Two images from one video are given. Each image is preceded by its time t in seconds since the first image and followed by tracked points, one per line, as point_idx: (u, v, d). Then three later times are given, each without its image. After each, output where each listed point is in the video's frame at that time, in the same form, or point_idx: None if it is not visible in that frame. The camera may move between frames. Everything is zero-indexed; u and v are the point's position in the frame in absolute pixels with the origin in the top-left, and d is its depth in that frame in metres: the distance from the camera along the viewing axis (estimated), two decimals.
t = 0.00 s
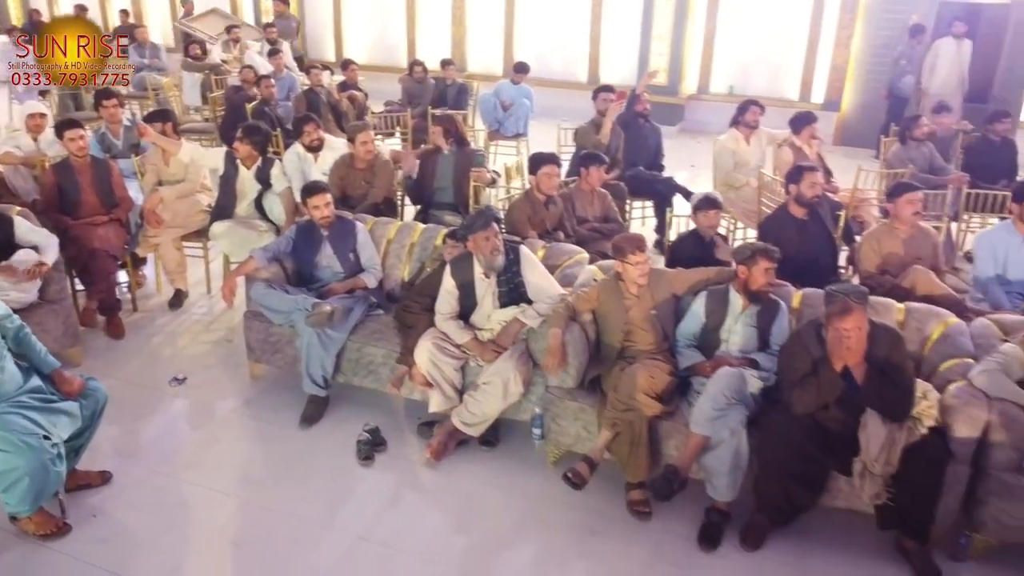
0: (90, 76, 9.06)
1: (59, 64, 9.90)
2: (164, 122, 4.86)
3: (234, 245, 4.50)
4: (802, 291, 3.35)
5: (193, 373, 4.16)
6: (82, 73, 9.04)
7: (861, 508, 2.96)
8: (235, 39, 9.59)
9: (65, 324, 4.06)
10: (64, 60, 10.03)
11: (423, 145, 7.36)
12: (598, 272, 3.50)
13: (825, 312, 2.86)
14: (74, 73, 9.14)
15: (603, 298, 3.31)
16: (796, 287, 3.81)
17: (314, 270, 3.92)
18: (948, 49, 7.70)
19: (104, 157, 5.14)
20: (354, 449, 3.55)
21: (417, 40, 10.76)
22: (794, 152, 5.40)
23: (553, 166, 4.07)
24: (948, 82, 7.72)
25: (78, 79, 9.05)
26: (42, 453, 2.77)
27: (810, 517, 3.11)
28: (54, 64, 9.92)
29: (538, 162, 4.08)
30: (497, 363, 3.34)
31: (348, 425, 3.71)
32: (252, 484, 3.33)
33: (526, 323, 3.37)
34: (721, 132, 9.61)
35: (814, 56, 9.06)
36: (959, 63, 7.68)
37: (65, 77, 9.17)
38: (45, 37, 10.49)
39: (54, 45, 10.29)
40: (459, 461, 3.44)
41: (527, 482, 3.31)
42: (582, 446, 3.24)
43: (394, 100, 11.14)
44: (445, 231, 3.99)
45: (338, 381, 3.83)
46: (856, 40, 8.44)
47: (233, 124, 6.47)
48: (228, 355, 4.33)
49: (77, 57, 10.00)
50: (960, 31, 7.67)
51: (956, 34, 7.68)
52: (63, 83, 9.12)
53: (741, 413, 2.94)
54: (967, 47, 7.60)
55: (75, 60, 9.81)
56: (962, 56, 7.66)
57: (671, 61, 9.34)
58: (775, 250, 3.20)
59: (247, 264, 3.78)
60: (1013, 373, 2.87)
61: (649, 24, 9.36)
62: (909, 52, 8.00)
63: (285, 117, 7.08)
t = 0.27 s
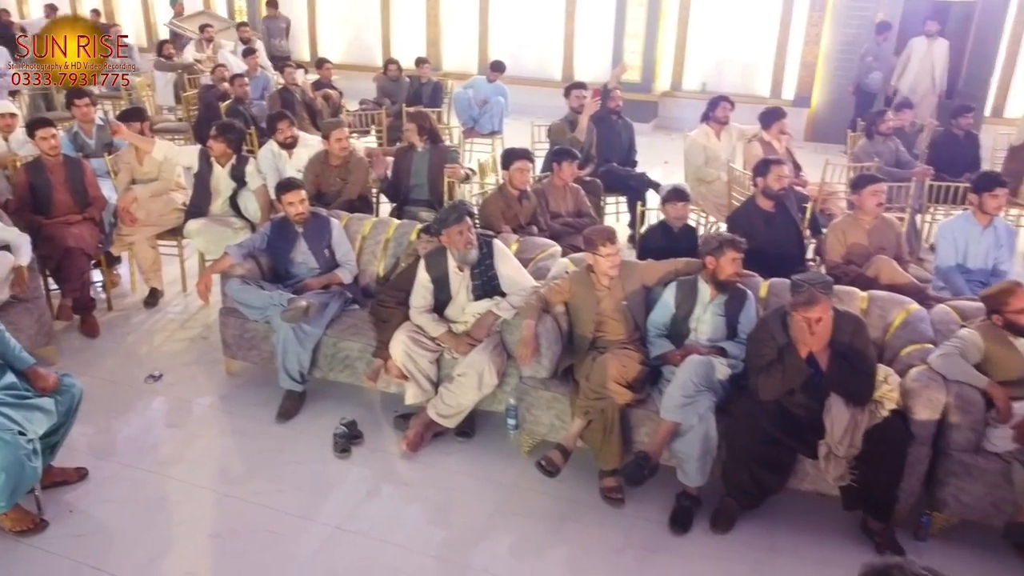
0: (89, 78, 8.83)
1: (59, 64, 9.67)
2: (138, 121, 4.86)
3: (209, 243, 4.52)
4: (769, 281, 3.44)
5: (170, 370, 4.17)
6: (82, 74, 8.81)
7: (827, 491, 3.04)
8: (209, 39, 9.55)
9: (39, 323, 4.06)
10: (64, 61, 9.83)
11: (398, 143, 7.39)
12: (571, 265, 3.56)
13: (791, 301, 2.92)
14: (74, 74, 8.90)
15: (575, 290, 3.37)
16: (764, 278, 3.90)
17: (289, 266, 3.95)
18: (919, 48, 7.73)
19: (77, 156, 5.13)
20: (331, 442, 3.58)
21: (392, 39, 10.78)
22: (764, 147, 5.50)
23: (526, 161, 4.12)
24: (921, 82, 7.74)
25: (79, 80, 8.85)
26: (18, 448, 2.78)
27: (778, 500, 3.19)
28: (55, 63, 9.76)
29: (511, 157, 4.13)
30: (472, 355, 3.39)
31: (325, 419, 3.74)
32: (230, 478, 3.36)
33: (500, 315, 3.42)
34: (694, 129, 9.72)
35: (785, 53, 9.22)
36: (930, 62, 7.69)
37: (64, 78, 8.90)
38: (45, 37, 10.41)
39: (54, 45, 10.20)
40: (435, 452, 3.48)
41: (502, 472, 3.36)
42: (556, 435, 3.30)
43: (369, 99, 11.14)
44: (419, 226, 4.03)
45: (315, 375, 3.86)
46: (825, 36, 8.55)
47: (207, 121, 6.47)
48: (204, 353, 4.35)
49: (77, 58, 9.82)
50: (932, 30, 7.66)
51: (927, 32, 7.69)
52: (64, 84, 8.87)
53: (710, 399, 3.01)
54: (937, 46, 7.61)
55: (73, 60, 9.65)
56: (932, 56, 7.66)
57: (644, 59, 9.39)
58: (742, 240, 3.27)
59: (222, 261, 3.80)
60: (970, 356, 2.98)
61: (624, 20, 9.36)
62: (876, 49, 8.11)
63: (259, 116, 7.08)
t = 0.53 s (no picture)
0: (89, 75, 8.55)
1: (60, 64, 9.56)
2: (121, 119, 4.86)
3: (192, 241, 4.53)
4: (747, 274, 3.49)
5: (154, 368, 4.19)
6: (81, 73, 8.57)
7: (803, 479, 3.10)
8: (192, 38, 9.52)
9: (22, 321, 4.06)
10: (65, 61, 9.73)
11: (382, 142, 7.41)
12: (552, 260, 3.59)
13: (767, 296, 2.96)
14: (74, 73, 8.70)
15: (556, 284, 3.41)
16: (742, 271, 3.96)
17: (272, 263, 3.97)
18: (898, 46, 7.81)
19: (59, 155, 5.12)
20: (315, 437, 3.61)
21: (377, 38, 10.78)
22: (744, 143, 5.57)
23: (507, 158, 4.15)
24: (901, 79, 7.84)
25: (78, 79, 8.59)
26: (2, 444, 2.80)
27: (756, 489, 3.24)
28: (56, 64, 9.63)
29: (492, 154, 4.16)
30: (454, 350, 3.43)
31: (309, 414, 3.77)
32: (214, 473, 3.38)
33: (482, 310, 3.46)
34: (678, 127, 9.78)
35: (766, 52, 9.31)
36: (908, 60, 7.77)
37: (64, 78, 8.73)
38: (46, 36, 10.35)
39: (54, 45, 10.16)
40: (418, 446, 3.52)
41: (485, 464, 3.40)
42: (538, 428, 3.34)
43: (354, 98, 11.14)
44: (402, 223, 4.06)
45: (299, 372, 3.88)
46: (807, 33, 8.61)
47: (191, 120, 6.48)
48: (189, 350, 4.36)
49: (78, 58, 9.73)
50: (911, 28, 7.72)
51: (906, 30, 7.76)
52: (65, 84, 8.71)
53: (688, 390, 3.06)
54: (916, 44, 7.66)
55: (74, 61, 9.50)
56: (911, 55, 7.72)
57: (627, 58, 9.45)
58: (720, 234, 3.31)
59: (205, 258, 3.81)
60: (942, 346, 3.03)
61: (608, 17, 9.38)
62: (858, 48, 8.26)
63: (243, 115, 7.08)
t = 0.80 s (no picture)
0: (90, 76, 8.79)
1: (59, 64, 9.95)
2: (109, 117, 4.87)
3: (180, 238, 4.55)
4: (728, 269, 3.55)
5: (141, 364, 4.21)
6: (83, 73, 8.79)
7: (782, 469, 3.15)
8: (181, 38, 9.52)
9: (9, 318, 4.08)
10: (65, 61, 10.08)
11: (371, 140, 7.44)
12: (536, 255, 3.63)
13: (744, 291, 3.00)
14: (75, 74, 8.94)
15: (539, 279, 3.46)
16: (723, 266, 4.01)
17: (259, 259, 4.00)
18: (877, 47, 7.88)
19: (47, 154, 5.14)
20: (301, 431, 3.64)
21: (366, 37, 10.81)
22: (728, 140, 5.63)
23: (491, 155, 4.19)
24: (885, 79, 7.88)
25: (81, 81, 8.84)
26: None
27: (737, 479, 3.29)
28: (54, 65, 9.86)
29: (477, 151, 4.19)
30: (438, 344, 3.47)
31: (295, 409, 3.80)
32: (201, 467, 3.41)
33: (466, 304, 3.50)
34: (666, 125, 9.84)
35: (753, 51, 9.38)
36: (887, 60, 7.83)
37: (65, 79, 8.97)
38: (46, 37, 10.82)
39: (54, 45, 10.62)
40: (404, 439, 3.56)
41: (469, 456, 3.44)
42: (521, 420, 3.38)
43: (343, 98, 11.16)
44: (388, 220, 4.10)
45: (286, 367, 3.91)
46: (793, 33, 8.70)
47: (179, 119, 6.50)
48: (176, 347, 4.39)
49: (77, 58, 10.16)
50: (890, 28, 7.81)
51: (885, 31, 7.83)
52: (64, 83, 8.95)
53: (669, 382, 3.11)
54: (894, 44, 7.71)
55: (75, 60, 9.93)
56: (890, 56, 7.76)
57: (615, 57, 9.50)
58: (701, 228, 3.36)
59: (191, 255, 3.84)
60: (918, 337, 3.09)
61: (594, 16, 9.43)
62: (842, 48, 8.22)
63: (231, 114, 7.11)
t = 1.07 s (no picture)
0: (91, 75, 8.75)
1: (59, 64, 9.99)
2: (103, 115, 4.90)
3: (172, 235, 4.58)
4: (714, 264, 3.58)
5: (134, 360, 4.25)
6: (82, 73, 8.78)
7: (766, 461, 3.19)
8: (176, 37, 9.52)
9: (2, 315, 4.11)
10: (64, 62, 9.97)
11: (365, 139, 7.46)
12: (524, 250, 3.67)
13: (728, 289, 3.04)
14: (74, 73, 8.93)
15: (527, 274, 3.49)
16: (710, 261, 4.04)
17: (250, 256, 4.03)
18: (859, 44, 7.94)
19: (40, 151, 5.16)
20: (292, 425, 3.68)
21: (361, 36, 10.83)
22: (719, 138, 5.67)
23: (481, 152, 4.23)
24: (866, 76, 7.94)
25: (80, 80, 8.82)
26: None
27: (722, 472, 3.33)
28: (53, 65, 9.86)
29: (467, 148, 4.23)
30: (427, 339, 3.50)
31: (286, 404, 3.83)
32: (192, 460, 3.45)
33: (454, 299, 3.54)
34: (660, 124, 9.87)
35: (746, 50, 9.43)
36: (869, 58, 7.87)
37: (64, 78, 8.94)
38: (45, 37, 10.84)
39: (54, 45, 10.63)
40: (393, 433, 3.59)
41: (458, 450, 3.47)
42: (509, 414, 3.42)
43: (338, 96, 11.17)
44: (378, 216, 4.13)
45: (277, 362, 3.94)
46: (785, 31, 8.76)
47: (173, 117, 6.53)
48: (169, 343, 4.42)
49: (77, 58, 10.28)
50: (871, 26, 7.86)
51: (867, 28, 7.88)
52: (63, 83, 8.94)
53: (653, 375, 3.14)
54: (874, 41, 7.76)
55: (74, 61, 10.05)
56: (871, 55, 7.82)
57: (609, 55, 9.54)
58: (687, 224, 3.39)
59: (183, 251, 3.87)
60: (900, 331, 3.12)
61: (589, 15, 9.46)
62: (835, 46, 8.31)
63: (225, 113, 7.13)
